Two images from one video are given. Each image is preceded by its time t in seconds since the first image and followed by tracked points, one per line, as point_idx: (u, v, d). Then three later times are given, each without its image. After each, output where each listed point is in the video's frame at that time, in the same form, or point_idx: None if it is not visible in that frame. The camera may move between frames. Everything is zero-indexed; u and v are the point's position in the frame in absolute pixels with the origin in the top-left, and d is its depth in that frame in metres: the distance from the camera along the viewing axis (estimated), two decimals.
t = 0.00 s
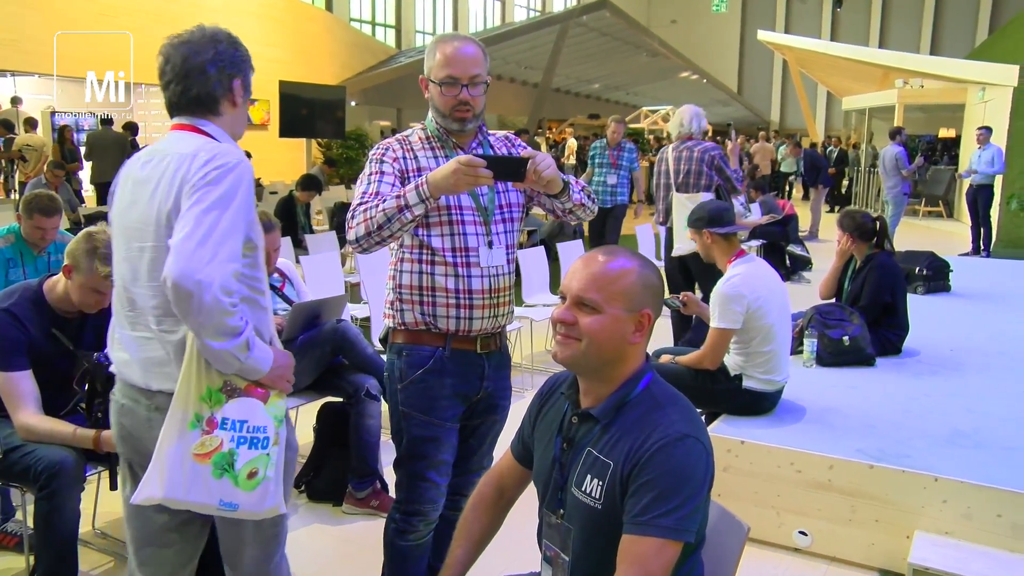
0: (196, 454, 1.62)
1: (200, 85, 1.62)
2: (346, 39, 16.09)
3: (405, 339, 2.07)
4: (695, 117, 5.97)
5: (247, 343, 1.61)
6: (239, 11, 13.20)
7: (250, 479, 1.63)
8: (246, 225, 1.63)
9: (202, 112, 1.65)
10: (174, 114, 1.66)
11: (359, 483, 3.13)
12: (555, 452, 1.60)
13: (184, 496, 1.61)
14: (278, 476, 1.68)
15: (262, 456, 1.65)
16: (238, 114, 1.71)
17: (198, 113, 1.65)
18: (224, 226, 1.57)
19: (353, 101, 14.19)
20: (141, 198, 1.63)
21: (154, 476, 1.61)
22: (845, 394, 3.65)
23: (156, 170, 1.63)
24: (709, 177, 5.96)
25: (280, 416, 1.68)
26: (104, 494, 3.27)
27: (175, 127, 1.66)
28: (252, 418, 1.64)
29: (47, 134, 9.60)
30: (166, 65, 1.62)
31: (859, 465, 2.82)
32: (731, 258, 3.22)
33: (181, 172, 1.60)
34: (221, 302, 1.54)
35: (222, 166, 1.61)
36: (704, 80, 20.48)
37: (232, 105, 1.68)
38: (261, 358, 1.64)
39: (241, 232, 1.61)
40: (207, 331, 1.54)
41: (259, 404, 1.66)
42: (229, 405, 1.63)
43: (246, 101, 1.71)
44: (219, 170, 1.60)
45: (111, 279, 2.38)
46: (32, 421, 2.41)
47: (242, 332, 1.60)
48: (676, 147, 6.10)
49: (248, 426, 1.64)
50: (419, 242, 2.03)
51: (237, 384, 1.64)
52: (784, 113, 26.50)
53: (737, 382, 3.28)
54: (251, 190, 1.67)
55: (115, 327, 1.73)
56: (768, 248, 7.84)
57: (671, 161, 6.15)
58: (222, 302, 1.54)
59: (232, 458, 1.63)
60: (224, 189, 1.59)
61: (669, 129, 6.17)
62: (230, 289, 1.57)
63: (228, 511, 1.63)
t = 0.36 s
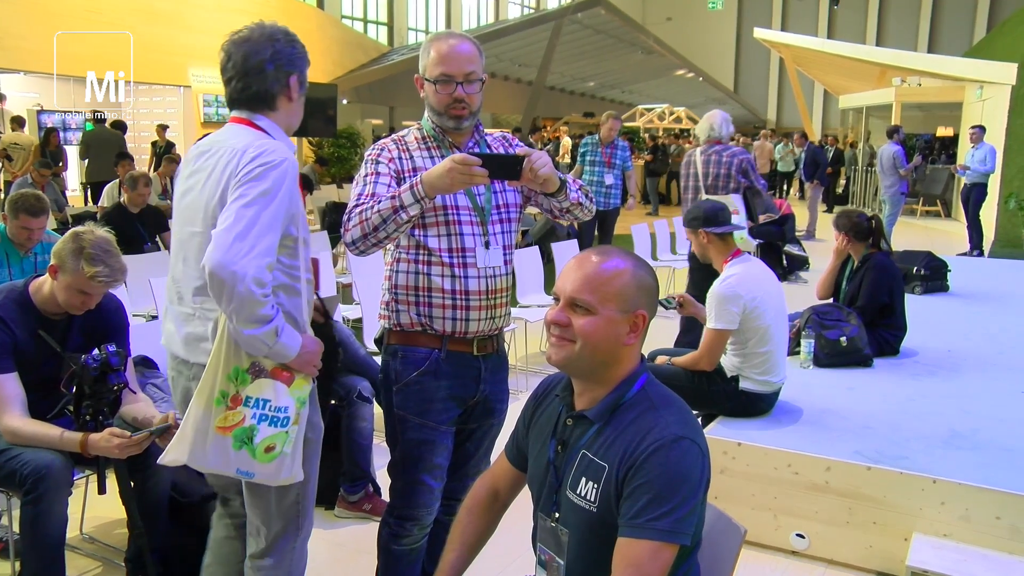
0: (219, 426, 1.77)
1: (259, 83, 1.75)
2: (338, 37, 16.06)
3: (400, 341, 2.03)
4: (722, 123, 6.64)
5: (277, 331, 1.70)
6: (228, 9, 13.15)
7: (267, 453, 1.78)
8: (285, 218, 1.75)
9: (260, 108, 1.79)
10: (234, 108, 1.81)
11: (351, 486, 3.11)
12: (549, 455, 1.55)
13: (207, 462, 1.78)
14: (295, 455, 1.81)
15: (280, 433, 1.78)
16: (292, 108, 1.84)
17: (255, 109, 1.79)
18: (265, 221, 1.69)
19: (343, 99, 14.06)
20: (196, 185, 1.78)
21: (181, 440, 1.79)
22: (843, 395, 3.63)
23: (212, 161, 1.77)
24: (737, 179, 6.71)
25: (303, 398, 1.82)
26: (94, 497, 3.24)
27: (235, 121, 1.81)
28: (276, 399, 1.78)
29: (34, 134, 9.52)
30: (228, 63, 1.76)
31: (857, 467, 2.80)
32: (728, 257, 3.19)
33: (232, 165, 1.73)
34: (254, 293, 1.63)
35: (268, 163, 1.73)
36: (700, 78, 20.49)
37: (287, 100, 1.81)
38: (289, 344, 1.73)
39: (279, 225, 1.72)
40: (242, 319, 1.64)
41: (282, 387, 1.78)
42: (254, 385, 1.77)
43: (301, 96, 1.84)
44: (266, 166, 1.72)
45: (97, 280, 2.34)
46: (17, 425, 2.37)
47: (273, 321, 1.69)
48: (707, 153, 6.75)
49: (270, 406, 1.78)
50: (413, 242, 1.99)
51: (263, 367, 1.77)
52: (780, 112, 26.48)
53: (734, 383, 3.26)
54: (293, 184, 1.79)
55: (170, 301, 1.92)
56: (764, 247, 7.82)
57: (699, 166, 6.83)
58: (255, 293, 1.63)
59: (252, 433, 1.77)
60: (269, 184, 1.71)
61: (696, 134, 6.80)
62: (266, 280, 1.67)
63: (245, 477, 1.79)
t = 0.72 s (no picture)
0: (232, 407, 1.77)
1: (290, 91, 1.81)
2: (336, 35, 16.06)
3: (398, 342, 2.01)
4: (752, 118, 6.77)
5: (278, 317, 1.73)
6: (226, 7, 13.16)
7: (277, 434, 1.78)
8: (292, 213, 1.78)
9: (290, 115, 1.85)
10: (268, 114, 1.87)
11: (350, 488, 3.10)
12: (550, 457, 1.54)
13: (218, 440, 1.76)
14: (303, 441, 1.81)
15: (290, 416, 1.79)
16: (321, 116, 1.90)
17: (284, 115, 1.85)
18: (268, 214, 1.72)
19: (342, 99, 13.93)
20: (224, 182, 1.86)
21: (194, 419, 1.77)
22: (844, 396, 3.62)
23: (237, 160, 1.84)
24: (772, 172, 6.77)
25: (311, 384, 1.82)
26: (91, 499, 3.22)
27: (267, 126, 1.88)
28: (284, 382, 1.79)
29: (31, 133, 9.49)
30: (263, 71, 1.83)
31: (858, 468, 2.78)
32: (728, 258, 3.18)
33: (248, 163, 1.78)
34: (250, 282, 1.67)
35: (277, 162, 1.75)
36: (700, 77, 20.48)
37: (316, 108, 1.87)
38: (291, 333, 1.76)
39: (284, 219, 1.75)
40: (240, 304, 1.68)
41: (292, 370, 1.80)
42: (268, 368, 1.78)
43: (330, 105, 1.90)
44: (278, 164, 1.76)
45: (95, 281, 2.33)
46: (12, 425, 2.36)
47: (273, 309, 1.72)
48: (739, 148, 6.80)
49: (280, 388, 1.79)
50: (412, 241, 1.97)
51: (273, 352, 1.78)
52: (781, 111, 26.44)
53: (735, 383, 3.25)
54: (306, 181, 1.82)
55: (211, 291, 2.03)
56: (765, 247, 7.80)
57: (732, 161, 6.84)
58: (249, 281, 1.67)
59: (263, 414, 1.78)
60: (279, 181, 1.75)
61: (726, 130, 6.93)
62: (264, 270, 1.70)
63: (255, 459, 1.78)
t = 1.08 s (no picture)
0: (259, 364, 2.20)
1: (313, 91, 2.16)
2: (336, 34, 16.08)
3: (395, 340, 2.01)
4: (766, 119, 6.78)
5: (298, 285, 2.08)
6: (226, 6, 13.16)
7: (296, 392, 2.19)
8: (315, 200, 2.12)
9: (313, 112, 2.18)
10: (296, 112, 2.22)
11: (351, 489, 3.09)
12: (550, 457, 1.53)
13: (248, 392, 2.20)
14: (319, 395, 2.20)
15: (308, 377, 2.19)
16: (341, 114, 2.23)
17: (309, 113, 2.18)
18: (294, 194, 2.06)
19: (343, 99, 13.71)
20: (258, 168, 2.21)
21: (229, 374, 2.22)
22: (846, 396, 3.61)
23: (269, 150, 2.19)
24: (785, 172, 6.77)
25: (328, 349, 2.20)
26: (91, 499, 3.22)
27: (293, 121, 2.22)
28: (303, 348, 2.19)
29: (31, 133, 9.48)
30: (291, 76, 2.18)
31: (859, 468, 2.77)
32: (730, 258, 3.17)
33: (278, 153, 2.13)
34: (275, 250, 2.01)
35: (303, 151, 2.09)
36: (702, 76, 20.47)
37: (337, 107, 2.21)
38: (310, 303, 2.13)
39: (307, 201, 2.08)
40: (268, 270, 2.02)
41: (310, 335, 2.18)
42: (288, 334, 2.19)
43: (349, 104, 2.23)
44: (303, 153, 2.09)
45: (95, 281, 2.32)
46: (14, 426, 2.36)
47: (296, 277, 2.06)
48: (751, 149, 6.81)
49: (301, 352, 2.19)
50: (408, 238, 1.97)
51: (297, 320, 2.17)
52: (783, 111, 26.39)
53: (737, 384, 3.24)
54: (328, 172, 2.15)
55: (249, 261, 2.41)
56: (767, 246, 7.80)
57: (745, 160, 6.84)
58: (277, 250, 2.01)
59: (285, 373, 2.20)
60: (304, 168, 2.08)
61: (740, 130, 6.96)
62: (290, 241, 2.03)
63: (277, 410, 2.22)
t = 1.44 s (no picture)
0: (295, 351, 2.30)
1: (348, 95, 2.28)
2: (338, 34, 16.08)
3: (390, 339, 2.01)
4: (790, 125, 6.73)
5: (329, 276, 2.18)
6: (229, 7, 13.17)
7: (328, 377, 2.27)
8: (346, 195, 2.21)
9: (349, 115, 2.30)
10: (332, 115, 2.33)
11: (353, 489, 3.09)
12: (552, 456, 1.53)
13: (281, 376, 2.31)
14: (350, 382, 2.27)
15: (340, 364, 2.26)
16: (374, 117, 2.34)
17: (345, 115, 2.30)
18: (324, 189, 2.17)
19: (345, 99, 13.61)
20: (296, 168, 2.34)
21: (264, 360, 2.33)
22: (849, 396, 3.60)
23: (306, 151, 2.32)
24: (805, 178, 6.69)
25: (359, 338, 2.26)
26: (93, 499, 3.22)
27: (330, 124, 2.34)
28: (335, 336, 2.26)
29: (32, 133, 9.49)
30: (327, 81, 2.31)
31: (861, 469, 2.77)
32: (733, 257, 3.17)
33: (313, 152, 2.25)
34: (306, 243, 2.13)
35: (335, 150, 2.20)
36: (704, 76, 20.46)
37: (371, 110, 2.34)
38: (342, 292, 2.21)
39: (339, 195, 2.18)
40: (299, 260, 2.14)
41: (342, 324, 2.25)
42: (322, 322, 2.27)
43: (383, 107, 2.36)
44: (335, 151, 2.20)
45: (98, 279, 2.33)
46: (16, 425, 2.36)
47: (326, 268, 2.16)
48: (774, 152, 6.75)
49: (333, 340, 2.26)
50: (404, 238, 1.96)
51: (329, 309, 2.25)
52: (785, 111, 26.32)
53: (741, 384, 3.23)
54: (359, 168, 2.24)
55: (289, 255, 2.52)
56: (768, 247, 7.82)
57: (766, 163, 6.78)
58: (308, 241, 2.12)
59: (317, 360, 2.28)
60: (335, 164, 2.19)
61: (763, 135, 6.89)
62: (321, 233, 2.14)
63: (309, 395, 2.30)
